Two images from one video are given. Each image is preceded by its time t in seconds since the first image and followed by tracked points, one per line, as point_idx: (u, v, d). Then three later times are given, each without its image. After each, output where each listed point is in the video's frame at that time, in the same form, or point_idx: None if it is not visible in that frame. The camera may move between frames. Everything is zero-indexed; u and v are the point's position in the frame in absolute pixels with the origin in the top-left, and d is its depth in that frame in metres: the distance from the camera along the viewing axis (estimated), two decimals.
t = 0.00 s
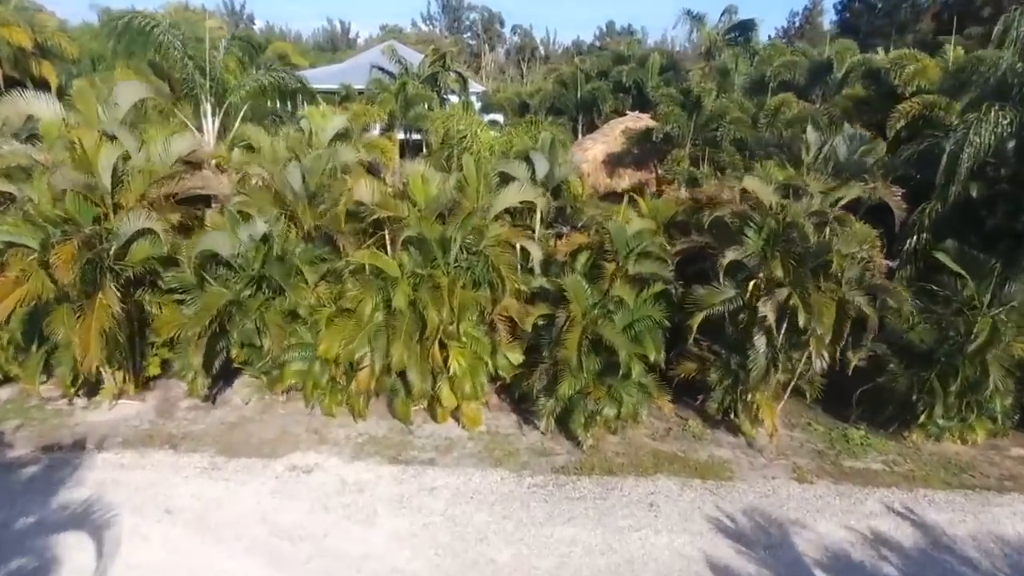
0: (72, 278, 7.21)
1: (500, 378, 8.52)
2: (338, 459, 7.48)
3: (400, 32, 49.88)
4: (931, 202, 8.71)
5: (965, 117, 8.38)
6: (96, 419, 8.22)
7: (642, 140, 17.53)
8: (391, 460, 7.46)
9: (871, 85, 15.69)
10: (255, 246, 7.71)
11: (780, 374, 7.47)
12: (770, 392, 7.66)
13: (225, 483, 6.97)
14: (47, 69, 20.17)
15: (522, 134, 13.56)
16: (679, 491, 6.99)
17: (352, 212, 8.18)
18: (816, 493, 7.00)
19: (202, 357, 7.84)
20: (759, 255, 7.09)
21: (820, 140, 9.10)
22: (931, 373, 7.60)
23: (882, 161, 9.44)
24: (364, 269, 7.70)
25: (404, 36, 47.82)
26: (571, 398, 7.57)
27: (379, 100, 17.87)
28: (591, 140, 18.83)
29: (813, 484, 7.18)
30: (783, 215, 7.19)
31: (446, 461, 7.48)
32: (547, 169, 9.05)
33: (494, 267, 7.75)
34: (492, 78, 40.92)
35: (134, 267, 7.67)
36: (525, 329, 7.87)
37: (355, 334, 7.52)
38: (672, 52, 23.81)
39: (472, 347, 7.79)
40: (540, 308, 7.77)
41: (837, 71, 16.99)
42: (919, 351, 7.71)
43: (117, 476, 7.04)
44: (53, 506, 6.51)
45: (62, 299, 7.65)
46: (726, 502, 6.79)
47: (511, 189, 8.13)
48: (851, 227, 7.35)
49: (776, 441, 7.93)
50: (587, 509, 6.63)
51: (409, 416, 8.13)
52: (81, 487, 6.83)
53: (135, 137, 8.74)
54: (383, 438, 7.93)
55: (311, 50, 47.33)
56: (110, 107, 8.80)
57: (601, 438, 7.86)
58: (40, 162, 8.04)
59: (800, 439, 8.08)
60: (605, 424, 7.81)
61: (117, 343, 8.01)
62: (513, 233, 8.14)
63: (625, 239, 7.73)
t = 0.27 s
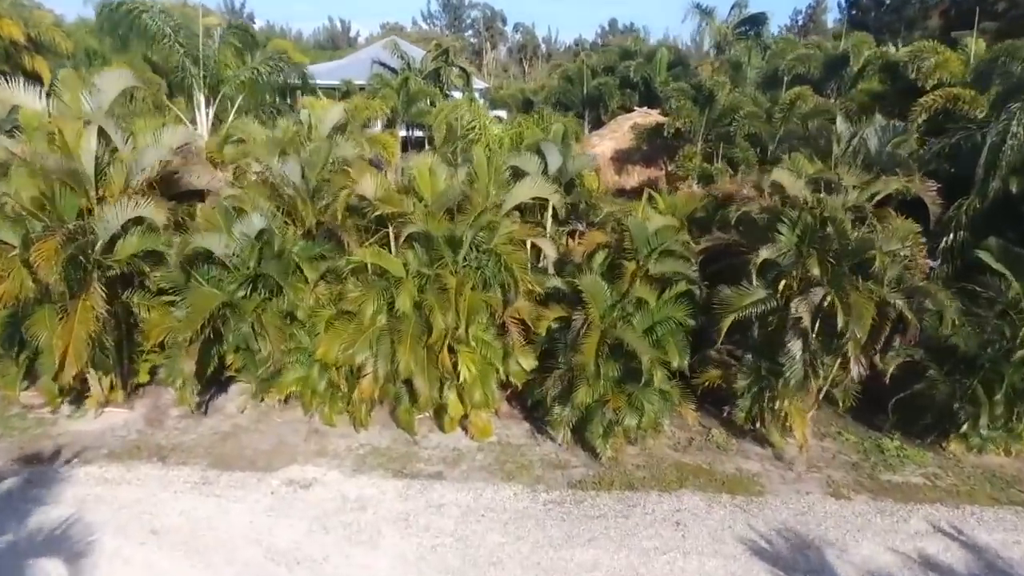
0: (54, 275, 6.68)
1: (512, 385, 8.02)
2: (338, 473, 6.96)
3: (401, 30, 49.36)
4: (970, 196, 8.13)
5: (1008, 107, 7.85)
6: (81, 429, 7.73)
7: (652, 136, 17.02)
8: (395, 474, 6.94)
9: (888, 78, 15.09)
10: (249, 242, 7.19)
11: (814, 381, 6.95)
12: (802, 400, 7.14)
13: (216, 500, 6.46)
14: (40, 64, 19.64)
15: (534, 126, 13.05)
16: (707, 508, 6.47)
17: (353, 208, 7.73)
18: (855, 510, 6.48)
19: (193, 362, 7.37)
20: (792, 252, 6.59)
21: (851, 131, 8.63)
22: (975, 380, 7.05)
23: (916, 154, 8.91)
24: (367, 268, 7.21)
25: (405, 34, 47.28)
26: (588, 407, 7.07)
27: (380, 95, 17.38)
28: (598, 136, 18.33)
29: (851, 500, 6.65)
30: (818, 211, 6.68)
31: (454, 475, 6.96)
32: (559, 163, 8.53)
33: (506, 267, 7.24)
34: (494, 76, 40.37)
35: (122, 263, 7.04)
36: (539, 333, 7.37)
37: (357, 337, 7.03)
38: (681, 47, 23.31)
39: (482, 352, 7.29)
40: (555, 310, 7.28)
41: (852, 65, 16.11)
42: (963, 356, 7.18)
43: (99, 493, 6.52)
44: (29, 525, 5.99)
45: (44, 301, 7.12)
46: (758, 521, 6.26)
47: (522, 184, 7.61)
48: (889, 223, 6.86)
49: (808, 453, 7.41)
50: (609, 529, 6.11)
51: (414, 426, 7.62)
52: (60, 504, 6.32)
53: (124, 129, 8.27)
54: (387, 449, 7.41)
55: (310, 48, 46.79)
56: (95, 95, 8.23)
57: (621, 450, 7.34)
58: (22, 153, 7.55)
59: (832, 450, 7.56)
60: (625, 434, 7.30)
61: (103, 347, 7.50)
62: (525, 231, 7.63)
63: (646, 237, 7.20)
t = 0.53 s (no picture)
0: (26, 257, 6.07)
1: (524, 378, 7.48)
2: (339, 472, 6.39)
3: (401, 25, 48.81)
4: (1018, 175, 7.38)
5: None
6: (62, 425, 7.15)
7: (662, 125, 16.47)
8: (400, 474, 6.37)
9: (907, 64, 14.54)
10: (242, 221, 6.55)
11: (856, 373, 6.40)
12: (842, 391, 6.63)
13: (206, 502, 5.88)
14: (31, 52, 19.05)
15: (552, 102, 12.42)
16: (743, 511, 5.90)
17: (354, 185, 7.16)
18: (906, 513, 5.90)
19: (189, 354, 6.83)
20: (835, 231, 6.04)
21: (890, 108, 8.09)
22: None
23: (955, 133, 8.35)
24: (371, 250, 6.63)
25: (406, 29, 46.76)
26: (611, 401, 6.51)
27: (381, 83, 16.84)
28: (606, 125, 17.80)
29: (900, 502, 6.07)
30: (872, 187, 6.00)
31: (465, 475, 6.39)
32: (575, 141, 7.94)
33: (521, 250, 6.70)
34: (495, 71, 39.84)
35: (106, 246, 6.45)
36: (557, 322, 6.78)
37: (361, 326, 6.45)
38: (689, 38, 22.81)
39: (496, 342, 6.72)
40: (576, 296, 6.72)
41: (871, 51, 15.37)
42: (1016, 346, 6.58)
43: (76, 496, 5.93)
44: None
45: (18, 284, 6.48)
46: (802, 525, 5.69)
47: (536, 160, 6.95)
48: (940, 200, 6.33)
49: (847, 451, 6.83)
50: (638, 534, 5.53)
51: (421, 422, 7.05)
52: (32, 508, 5.74)
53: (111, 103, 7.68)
54: (391, 447, 6.84)
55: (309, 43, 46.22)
56: (78, 65, 7.63)
57: (646, 448, 6.77)
58: None
59: (872, 448, 6.99)
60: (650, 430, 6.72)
61: (85, 337, 6.98)
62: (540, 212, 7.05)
63: (671, 217, 6.66)
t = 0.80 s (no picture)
0: None
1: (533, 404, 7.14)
2: (339, 507, 6.01)
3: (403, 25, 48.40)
4: None
5: None
6: (46, 453, 6.78)
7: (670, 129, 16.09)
8: (404, 510, 5.99)
9: (922, 67, 14.19)
10: (237, 240, 6.18)
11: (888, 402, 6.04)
12: (871, 419, 6.23)
13: (196, 543, 5.51)
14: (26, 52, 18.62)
15: (561, 112, 12.07)
16: (772, 553, 5.52)
17: (359, 203, 6.78)
18: (944, 555, 5.53)
19: (174, 380, 6.37)
20: (871, 252, 5.65)
21: (918, 117, 7.69)
22: None
23: (988, 143, 7.93)
24: (372, 272, 6.33)
25: (407, 29, 46.34)
26: (627, 431, 6.15)
27: (383, 86, 16.47)
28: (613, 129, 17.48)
29: (937, 542, 5.70)
30: (904, 206, 5.68)
31: (473, 510, 6.02)
32: (587, 152, 7.58)
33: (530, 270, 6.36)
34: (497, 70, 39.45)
35: (87, 271, 6.10)
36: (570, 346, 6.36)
37: (360, 351, 6.07)
38: (696, 39, 22.42)
39: (506, 368, 6.33)
40: (590, 319, 6.30)
41: (885, 54, 15.01)
42: None
43: (58, 535, 5.56)
44: None
45: None
46: (834, 570, 5.32)
47: (550, 177, 6.61)
48: (978, 220, 5.96)
49: (877, 483, 6.45)
50: None
51: (426, 451, 6.67)
52: (8, 549, 5.36)
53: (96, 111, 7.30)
54: (395, 478, 6.47)
55: (310, 42, 45.85)
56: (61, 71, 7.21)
57: (663, 480, 6.39)
58: None
59: (904, 480, 6.61)
60: (668, 461, 6.35)
61: (65, 363, 6.58)
62: (551, 229, 6.68)
63: (691, 235, 6.29)
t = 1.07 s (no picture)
0: None
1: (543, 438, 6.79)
2: (337, 554, 5.66)
3: (402, 26, 47.96)
4: None
5: None
6: (28, 490, 6.42)
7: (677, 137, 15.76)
8: (406, 557, 5.63)
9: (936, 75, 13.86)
10: (227, 269, 5.81)
11: (925, 442, 5.61)
12: (899, 456, 5.77)
13: None
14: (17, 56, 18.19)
15: (567, 126, 11.77)
16: None
17: (359, 227, 6.43)
18: None
19: (154, 421, 5.90)
20: (905, 283, 5.30)
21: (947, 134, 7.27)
22: None
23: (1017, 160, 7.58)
24: (373, 302, 5.96)
25: (407, 31, 45.92)
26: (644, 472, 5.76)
27: (382, 92, 16.04)
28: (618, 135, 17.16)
29: None
30: (944, 240, 5.34)
31: (480, 556, 5.66)
32: (598, 171, 7.21)
33: (542, 299, 5.98)
34: (498, 72, 39.06)
35: (67, 300, 5.80)
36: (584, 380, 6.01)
37: (359, 388, 5.64)
38: (701, 43, 22.10)
39: (515, 404, 5.93)
40: (603, 352, 5.92)
41: (897, 60, 14.59)
42: None
43: None
44: None
45: None
46: None
47: (563, 199, 6.27)
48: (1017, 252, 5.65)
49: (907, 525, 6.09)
50: None
51: (430, 488, 6.31)
52: None
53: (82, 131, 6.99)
54: (397, 518, 6.10)
55: (309, 43, 45.44)
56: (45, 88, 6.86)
57: (681, 521, 6.03)
58: None
59: (934, 519, 6.26)
60: (686, 501, 5.99)
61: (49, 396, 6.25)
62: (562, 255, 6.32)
63: (710, 262, 5.97)
